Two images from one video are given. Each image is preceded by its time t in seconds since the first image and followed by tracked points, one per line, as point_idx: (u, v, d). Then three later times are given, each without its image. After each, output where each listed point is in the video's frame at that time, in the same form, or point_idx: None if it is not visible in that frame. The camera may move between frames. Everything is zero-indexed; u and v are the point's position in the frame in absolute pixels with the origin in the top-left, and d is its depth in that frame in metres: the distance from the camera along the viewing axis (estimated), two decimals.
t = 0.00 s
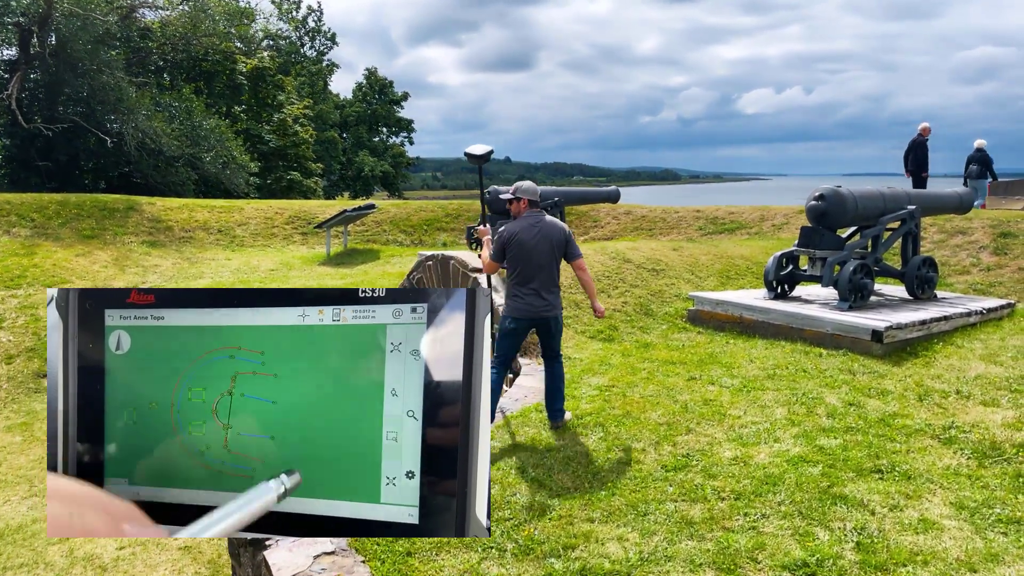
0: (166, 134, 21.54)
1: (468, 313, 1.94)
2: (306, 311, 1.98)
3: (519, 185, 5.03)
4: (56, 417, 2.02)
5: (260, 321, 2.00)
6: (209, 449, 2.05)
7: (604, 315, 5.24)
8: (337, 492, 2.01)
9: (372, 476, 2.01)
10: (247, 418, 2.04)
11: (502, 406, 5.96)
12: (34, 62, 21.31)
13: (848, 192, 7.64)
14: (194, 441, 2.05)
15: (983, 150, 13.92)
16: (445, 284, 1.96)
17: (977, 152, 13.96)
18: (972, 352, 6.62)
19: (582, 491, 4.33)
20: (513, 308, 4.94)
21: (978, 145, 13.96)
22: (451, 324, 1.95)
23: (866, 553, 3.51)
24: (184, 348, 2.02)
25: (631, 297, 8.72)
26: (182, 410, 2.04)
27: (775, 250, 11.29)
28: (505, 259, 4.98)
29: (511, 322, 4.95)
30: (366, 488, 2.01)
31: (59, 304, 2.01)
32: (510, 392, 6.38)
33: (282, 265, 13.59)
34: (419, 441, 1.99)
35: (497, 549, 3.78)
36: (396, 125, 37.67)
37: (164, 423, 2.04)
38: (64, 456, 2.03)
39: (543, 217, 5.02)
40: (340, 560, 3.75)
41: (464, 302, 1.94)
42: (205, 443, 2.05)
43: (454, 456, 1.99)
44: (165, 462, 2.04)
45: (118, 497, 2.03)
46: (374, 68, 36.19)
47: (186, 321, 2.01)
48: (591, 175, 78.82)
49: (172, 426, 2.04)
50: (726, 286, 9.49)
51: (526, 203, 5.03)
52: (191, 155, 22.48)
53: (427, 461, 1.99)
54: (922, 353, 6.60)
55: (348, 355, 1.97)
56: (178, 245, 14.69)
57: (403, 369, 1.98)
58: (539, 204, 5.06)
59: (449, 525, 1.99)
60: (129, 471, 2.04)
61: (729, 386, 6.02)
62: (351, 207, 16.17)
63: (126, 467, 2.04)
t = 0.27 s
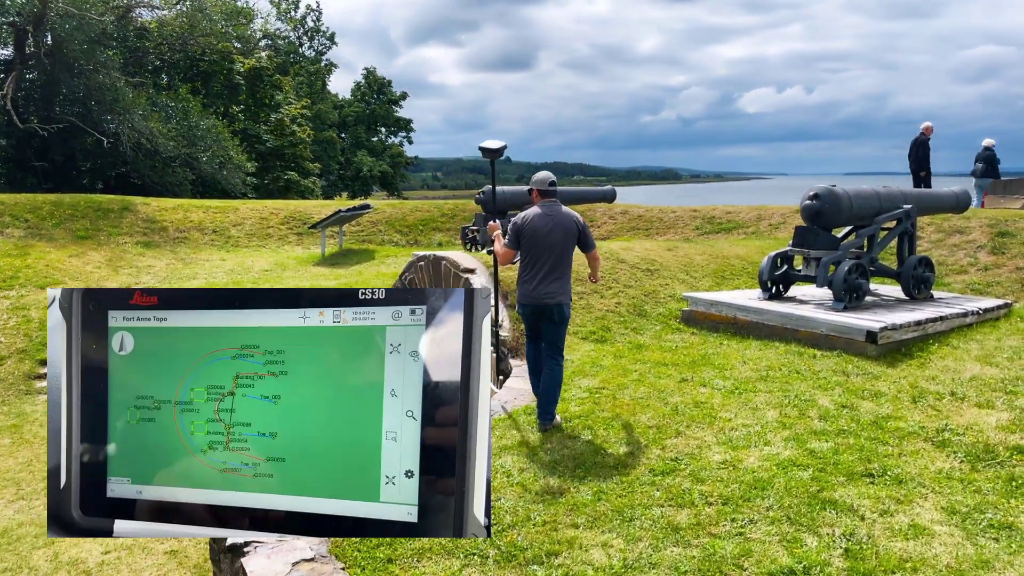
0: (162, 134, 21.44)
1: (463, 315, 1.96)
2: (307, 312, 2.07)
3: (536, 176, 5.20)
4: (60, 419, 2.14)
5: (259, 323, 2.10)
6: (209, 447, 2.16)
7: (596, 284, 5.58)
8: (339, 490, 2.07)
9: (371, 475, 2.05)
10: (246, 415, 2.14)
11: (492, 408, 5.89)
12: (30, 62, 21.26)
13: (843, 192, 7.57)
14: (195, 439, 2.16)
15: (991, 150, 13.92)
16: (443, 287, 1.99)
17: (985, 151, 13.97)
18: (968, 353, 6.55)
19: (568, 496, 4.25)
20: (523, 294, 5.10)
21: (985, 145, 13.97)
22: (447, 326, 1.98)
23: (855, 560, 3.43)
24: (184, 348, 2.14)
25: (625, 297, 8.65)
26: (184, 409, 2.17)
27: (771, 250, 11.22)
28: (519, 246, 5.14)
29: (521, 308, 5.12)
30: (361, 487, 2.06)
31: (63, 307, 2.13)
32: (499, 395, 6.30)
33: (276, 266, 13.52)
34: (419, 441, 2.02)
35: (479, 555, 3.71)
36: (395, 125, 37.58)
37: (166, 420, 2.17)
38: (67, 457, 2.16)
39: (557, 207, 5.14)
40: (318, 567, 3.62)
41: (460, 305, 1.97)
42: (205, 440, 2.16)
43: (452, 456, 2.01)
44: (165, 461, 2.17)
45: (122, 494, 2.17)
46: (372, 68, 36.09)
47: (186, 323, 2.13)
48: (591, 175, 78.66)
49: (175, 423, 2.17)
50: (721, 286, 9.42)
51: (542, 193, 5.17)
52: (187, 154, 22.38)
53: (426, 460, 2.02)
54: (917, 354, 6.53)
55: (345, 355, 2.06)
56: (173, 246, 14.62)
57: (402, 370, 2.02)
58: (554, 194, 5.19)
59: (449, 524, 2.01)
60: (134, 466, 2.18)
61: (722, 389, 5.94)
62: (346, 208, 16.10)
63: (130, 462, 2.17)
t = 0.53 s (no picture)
0: (183, 134, 21.69)
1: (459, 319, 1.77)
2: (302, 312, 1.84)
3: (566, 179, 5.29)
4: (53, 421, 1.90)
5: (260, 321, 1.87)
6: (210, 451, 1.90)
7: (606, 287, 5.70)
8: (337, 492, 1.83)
9: (366, 471, 1.82)
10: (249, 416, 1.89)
11: (499, 409, 5.86)
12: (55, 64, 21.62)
13: (860, 189, 7.41)
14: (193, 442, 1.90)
15: None
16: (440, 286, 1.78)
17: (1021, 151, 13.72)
18: (989, 355, 6.35)
19: (573, 499, 4.18)
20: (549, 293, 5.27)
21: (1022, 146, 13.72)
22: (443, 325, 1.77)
23: (865, 568, 3.32)
24: (184, 346, 1.89)
25: (639, 297, 8.54)
26: (181, 408, 1.90)
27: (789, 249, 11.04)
28: (545, 246, 5.27)
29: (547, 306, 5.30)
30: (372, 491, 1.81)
31: (59, 305, 1.89)
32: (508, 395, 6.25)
33: (292, 265, 13.60)
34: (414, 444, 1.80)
35: (480, 558, 3.65)
36: (414, 125, 37.73)
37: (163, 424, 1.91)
38: (65, 457, 1.90)
39: (584, 210, 5.22)
40: (319, 568, 3.59)
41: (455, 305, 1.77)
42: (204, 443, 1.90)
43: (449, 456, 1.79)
44: (161, 460, 1.90)
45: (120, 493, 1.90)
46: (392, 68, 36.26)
47: (184, 321, 1.89)
48: (611, 174, 78.38)
49: (172, 427, 1.91)
50: (738, 286, 9.27)
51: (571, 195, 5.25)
52: (208, 155, 22.63)
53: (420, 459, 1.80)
54: (937, 356, 6.35)
55: (345, 353, 1.83)
56: (191, 245, 14.78)
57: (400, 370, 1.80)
58: (583, 196, 5.25)
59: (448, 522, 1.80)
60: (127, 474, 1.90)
61: (734, 390, 5.83)
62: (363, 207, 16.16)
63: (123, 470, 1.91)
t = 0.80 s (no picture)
0: (203, 134, 21.92)
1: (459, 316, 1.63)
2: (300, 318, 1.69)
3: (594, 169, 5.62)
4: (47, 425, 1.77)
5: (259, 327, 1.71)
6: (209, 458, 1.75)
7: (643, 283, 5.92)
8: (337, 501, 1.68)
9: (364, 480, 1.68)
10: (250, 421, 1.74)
11: (507, 410, 5.81)
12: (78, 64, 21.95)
13: (879, 189, 7.25)
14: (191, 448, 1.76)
15: None
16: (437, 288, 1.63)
17: None
18: (1011, 359, 6.17)
19: (579, 503, 4.11)
20: (581, 277, 5.52)
21: None
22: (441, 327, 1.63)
23: None
24: (183, 348, 1.73)
25: (652, 298, 8.44)
26: (178, 415, 1.76)
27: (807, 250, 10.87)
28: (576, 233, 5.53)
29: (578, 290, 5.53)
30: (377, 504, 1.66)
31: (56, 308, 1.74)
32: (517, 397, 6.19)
33: (308, 265, 13.67)
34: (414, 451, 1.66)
35: (483, 562, 3.58)
36: (432, 125, 37.86)
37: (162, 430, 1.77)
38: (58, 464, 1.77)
39: (613, 198, 5.52)
40: (320, 570, 3.55)
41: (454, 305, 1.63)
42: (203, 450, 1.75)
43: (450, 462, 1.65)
44: (157, 468, 1.77)
45: (114, 502, 1.77)
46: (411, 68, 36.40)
47: (180, 325, 1.73)
48: (631, 174, 78.08)
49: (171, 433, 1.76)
50: (754, 287, 9.13)
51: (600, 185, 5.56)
52: (227, 154, 22.84)
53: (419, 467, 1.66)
54: (957, 360, 6.18)
55: (348, 357, 1.68)
56: (208, 244, 14.91)
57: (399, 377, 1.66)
58: (611, 185, 5.56)
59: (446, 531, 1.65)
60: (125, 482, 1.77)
61: (747, 393, 5.71)
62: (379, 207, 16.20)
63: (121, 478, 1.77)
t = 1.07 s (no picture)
0: (203, 131, 21.83)
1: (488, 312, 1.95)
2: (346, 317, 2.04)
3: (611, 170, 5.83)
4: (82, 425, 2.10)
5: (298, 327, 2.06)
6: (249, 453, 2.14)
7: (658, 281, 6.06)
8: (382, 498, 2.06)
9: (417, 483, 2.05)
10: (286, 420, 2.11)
11: (502, 410, 5.73)
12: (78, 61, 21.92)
13: (882, 186, 7.16)
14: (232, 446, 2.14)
15: None
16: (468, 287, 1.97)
17: None
18: (1015, 359, 6.07)
19: (571, 504, 4.03)
20: (602, 272, 5.59)
21: None
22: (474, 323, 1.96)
23: None
24: (222, 354, 2.10)
25: (652, 297, 8.37)
26: (218, 415, 2.14)
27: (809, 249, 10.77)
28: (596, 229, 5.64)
29: (600, 285, 5.57)
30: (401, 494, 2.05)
31: (92, 309, 2.08)
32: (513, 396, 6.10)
33: (306, 262, 13.60)
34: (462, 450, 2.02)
35: (471, 566, 3.51)
36: (435, 123, 37.71)
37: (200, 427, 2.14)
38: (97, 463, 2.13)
39: (630, 197, 5.70)
40: (305, 572, 3.47)
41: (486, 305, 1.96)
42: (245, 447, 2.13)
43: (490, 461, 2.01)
44: (198, 461, 2.15)
45: (155, 502, 2.15)
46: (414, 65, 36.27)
47: (222, 326, 2.09)
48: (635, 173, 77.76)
49: (211, 430, 2.14)
50: (755, 286, 9.04)
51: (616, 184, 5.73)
52: (227, 151, 22.75)
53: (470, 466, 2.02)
54: (959, 360, 6.09)
55: (379, 363, 2.04)
56: (207, 241, 14.84)
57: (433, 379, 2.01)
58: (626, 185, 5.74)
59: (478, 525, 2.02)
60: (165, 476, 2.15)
61: (746, 393, 5.63)
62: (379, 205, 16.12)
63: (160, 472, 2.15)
